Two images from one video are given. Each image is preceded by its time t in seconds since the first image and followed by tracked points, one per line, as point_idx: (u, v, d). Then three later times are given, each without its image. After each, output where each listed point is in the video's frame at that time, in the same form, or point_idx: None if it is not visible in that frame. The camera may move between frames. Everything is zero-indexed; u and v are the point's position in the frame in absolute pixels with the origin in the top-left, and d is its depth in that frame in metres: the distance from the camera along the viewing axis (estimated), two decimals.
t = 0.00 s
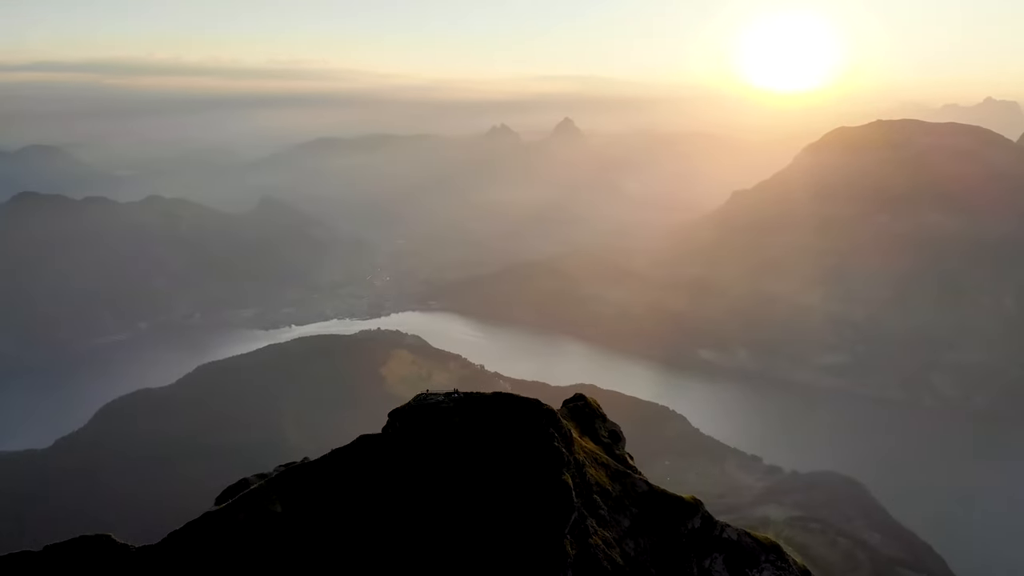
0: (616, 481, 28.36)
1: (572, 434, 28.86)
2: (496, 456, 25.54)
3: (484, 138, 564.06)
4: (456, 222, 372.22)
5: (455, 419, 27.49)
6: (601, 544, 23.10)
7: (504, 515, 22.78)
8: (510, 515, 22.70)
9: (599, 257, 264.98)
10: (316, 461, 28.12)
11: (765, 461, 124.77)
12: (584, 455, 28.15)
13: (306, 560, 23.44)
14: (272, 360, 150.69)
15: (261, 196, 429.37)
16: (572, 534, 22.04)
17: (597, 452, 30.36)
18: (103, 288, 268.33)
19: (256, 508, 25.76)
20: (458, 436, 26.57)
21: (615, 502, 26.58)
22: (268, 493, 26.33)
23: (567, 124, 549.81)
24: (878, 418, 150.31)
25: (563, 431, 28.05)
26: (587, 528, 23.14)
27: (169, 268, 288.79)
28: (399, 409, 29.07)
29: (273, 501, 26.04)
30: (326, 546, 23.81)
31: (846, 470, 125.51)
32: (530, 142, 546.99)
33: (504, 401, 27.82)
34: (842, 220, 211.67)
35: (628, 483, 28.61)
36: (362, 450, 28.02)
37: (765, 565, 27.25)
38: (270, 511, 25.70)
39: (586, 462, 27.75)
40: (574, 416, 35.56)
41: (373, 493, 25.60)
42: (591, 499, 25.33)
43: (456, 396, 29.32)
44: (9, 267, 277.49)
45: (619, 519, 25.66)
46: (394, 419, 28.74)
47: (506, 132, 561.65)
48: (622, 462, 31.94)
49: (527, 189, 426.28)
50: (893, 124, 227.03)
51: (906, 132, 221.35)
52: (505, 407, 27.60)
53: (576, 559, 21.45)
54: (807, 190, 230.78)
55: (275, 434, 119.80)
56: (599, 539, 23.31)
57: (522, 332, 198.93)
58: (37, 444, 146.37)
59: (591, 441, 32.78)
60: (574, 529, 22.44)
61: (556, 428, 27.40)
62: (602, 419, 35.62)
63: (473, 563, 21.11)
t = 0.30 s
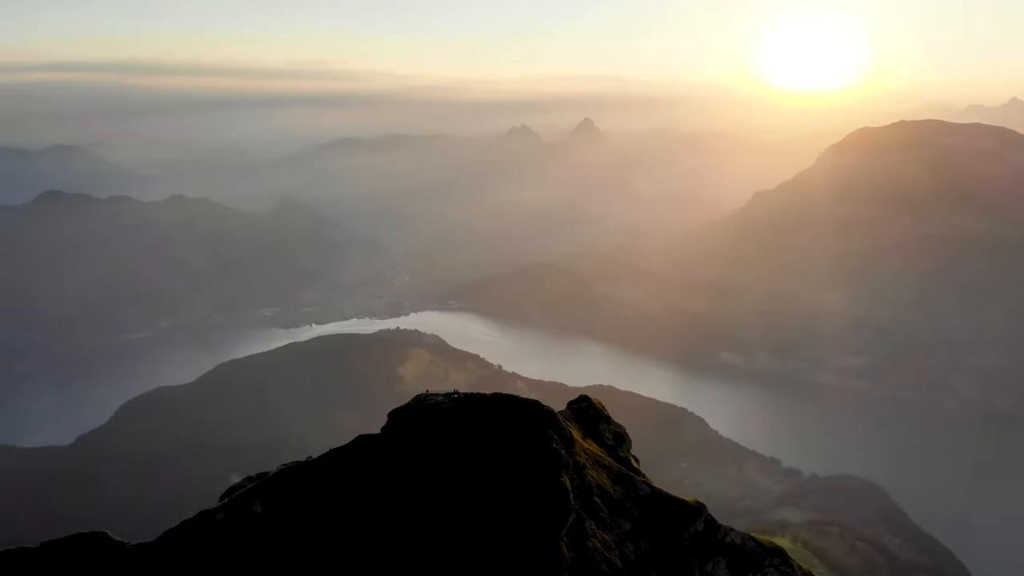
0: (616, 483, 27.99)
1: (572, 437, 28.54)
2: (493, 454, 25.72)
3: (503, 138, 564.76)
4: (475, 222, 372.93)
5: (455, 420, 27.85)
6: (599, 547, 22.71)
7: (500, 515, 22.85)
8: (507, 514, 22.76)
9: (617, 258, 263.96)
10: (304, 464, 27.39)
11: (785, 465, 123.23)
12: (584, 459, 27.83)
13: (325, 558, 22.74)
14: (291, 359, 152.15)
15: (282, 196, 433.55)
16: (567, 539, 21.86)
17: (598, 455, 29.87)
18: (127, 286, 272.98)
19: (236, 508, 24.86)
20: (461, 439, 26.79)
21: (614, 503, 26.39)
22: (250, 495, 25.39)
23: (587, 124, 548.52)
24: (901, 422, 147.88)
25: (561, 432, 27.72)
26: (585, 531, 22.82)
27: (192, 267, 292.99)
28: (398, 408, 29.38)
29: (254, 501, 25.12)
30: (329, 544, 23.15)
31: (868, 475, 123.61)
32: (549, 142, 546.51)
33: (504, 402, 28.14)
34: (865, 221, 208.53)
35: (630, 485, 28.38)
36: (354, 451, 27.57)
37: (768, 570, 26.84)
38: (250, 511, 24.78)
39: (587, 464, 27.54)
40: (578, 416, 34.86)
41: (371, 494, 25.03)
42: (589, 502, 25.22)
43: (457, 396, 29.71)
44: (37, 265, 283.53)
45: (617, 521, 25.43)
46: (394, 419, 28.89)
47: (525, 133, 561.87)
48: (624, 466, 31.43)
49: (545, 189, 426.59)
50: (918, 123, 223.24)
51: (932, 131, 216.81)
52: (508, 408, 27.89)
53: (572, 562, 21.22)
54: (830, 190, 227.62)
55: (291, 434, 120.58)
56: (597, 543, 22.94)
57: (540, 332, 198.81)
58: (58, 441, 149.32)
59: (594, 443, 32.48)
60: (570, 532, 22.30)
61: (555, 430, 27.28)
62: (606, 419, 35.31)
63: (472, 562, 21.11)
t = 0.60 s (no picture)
0: (617, 486, 28.44)
1: (572, 441, 29.13)
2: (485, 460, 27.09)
3: (523, 139, 565.49)
4: (494, 222, 373.61)
5: (453, 421, 29.12)
6: (599, 549, 23.17)
7: (497, 519, 23.99)
8: (504, 519, 23.89)
9: (637, 259, 263.10)
10: (289, 467, 28.69)
11: (804, 468, 122.12)
12: (584, 462, 28.39)
13: (266, 561, 23.99)
14: (311, 357, 154.04)
15: (304, 197, 437.69)
16: (564, 541, 22.70)
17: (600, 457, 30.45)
18: (152, 283, 277.84)
19: (216, 507, 26.19)
20: (455, 442, 28.09)
21: (614, 505, 26.82)
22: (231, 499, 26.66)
23: (608, 124, 546.89)
24: (923, 427, 145.65)
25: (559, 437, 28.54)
26: (584, 534, 23.41)
27: (215, 267, 297.34)
28: (399, 408, 30.45)
29: (234, 504, 26.40)
30: (308, 549, 24.31)
31: (888, 478, 122.63)
32: (570, 143, 545.80)
33: (503, 404, 29.67)
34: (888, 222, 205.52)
35: (632, 488, 28.84)
36: (345, 453, 28.86)
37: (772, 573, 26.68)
38: (228, 513, 26.05)
39: (587, 467, 28.18)
40: (582, 418, 35.33)
41: (353, 500, 26.25)
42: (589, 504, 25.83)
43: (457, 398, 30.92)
44: (65, 263, 289.66)
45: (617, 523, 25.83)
46: (394, 417, 29.97)
47: (546, 133, 562.00)
48: (627, 468, 31.80)
49: (565, 190, 426.51)
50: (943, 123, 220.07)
51: (958, 130, 213.49)
52: (507, 409, 29.44)
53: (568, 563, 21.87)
54: (853, 190, 224.81)
55: (310, 431, 122.01)
56: (596, 544, 23.40)
57: (558, 332, 198.87)
58: (80, 437, 152.58)
59: (598, 445, 33.00)
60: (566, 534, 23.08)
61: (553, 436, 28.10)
62: (610, 420, 35.79)
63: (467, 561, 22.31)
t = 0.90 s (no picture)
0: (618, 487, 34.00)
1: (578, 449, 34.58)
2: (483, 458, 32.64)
3: (543, 140, 563.40)
4: (514, 222, 372.51)
5: (451, 421, 35.00)
6: (597, 551, 27.90)
7: (498, 523, 28.77)
8: (505, 522, 28.69)
9: (657, 260, 261.57)
10: (265, 474, 37.54)
11: (824, 471, 121.21)
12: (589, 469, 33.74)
13: (217, 554, 32.33)
14: (330, 355, 155.13)
15: (324, 197, 439.73)
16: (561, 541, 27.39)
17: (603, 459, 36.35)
18: (174, 282, 281.38)
19: (203, 508, 35.35)
20: (452, 439, 34.00)
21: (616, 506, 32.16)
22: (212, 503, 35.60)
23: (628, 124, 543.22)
24: (946, 430, 143.61)
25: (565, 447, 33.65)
26: (582, 536, 28.27)
27: (236, 266, 300.56)
28: (398, 409, 37.01)
29: (212, 506, 35.36)
30: (234, 542, 32.81)
31: (908, 482, 121.42)
32: (590, 143, 542.53)
33: (501, 402, 35.31)
34: (913, 222, 202.48)
35: (635, 492, 34.16)
36: (327, 459, 36.58)
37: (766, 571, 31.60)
38: (207, 512, 35.19)
39: (590, 470, 33.51)
40: (587, 419, 41.86)
41: (323, 499, 34.00)
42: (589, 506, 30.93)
43: (454, 398, 36.80)
44: (89, 262, 294.07)
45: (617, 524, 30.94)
46: (394, 417, 36.77)
47: (566, 133, 559.32)
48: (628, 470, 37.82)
49: (584, 189, 423.88)
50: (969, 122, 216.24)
51: (985, 130, 209.59)
52: (507, 408, 34.80)
53: (566, 561, 26.80)
54: (877, 191, 221.79)
55: (329, 429, 123.46)
56: (595, 546, 28.32)
57: (577, 332, 198.50)
58: (97, 435, 154.98)
59: (601, 447, 39.13)
60: (569, 535, 28.07)
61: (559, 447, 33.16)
62: (613, 424, 42.52)
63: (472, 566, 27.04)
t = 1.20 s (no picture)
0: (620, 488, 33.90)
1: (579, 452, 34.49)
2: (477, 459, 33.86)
3: (562, 140, 561.88)
4: (532, 223, 371.99)
5: (450, 421, 36.51)
6: (594, 554, 27.84)
7: (492, 525, 29.87)
8: (500, 522, 29.82)
9: (676, 260, 259.98)
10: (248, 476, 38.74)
11: (845, 474, 119.67)
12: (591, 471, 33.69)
13: (192, 556, 34.13)
14: (348, 354, 156.31)
15: (344, 197, 442.27)
16: (557, 542, 27.80)
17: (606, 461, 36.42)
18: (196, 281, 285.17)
19: (185, 508, 37.28)
20: (448, 438, 35.49)
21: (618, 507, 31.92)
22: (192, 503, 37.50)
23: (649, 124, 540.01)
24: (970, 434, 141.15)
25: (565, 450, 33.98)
26: (580, 538, 28.22)
27: (257, 264, 303.65)
28: (398, 407, 38.61)
29: (195, 506, 37.15)
30: (210, 543, 34.52)
31: (930, 486, 119.54)
32: (610, 143, 540.03)
33: (501, 403, 36.90)
34: (937, 223, 199.18)
35: (637, 495, 34.03)
36: (318, 458, 37.96)
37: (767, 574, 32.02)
38: (190, 513, 37.00)
39: (590, 473, 33.37)
40: (590, 422, 42.31)
41: (309, 496, 35.64)
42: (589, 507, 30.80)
43: (453, 399, 38.30)
44: (112, 262, 299.40)
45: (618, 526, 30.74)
46: (392, 415, 38.36)
47: (586, 134, 557.46)
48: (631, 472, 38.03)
49: (603, 190, 422.28)
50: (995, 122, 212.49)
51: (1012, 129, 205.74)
52: (506, 409, 36.46)
53: (563, 563, 26.91)
54: (901, 191, 218.47)
55: (346, 428, 124.58)
56: (594, 548, 28.23)
57: (594, 333, 197.77)
58: (116, 431, 157.58)
59: (604, 449, 39.49)
60: (567, 536, 28.38)
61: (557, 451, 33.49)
62: (617, 427, 42.75)
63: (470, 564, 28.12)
